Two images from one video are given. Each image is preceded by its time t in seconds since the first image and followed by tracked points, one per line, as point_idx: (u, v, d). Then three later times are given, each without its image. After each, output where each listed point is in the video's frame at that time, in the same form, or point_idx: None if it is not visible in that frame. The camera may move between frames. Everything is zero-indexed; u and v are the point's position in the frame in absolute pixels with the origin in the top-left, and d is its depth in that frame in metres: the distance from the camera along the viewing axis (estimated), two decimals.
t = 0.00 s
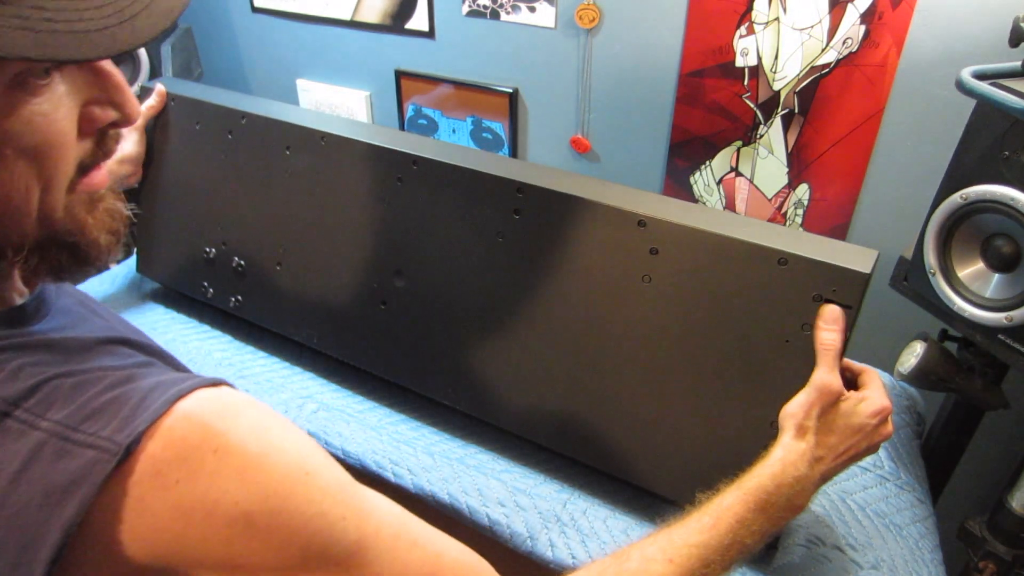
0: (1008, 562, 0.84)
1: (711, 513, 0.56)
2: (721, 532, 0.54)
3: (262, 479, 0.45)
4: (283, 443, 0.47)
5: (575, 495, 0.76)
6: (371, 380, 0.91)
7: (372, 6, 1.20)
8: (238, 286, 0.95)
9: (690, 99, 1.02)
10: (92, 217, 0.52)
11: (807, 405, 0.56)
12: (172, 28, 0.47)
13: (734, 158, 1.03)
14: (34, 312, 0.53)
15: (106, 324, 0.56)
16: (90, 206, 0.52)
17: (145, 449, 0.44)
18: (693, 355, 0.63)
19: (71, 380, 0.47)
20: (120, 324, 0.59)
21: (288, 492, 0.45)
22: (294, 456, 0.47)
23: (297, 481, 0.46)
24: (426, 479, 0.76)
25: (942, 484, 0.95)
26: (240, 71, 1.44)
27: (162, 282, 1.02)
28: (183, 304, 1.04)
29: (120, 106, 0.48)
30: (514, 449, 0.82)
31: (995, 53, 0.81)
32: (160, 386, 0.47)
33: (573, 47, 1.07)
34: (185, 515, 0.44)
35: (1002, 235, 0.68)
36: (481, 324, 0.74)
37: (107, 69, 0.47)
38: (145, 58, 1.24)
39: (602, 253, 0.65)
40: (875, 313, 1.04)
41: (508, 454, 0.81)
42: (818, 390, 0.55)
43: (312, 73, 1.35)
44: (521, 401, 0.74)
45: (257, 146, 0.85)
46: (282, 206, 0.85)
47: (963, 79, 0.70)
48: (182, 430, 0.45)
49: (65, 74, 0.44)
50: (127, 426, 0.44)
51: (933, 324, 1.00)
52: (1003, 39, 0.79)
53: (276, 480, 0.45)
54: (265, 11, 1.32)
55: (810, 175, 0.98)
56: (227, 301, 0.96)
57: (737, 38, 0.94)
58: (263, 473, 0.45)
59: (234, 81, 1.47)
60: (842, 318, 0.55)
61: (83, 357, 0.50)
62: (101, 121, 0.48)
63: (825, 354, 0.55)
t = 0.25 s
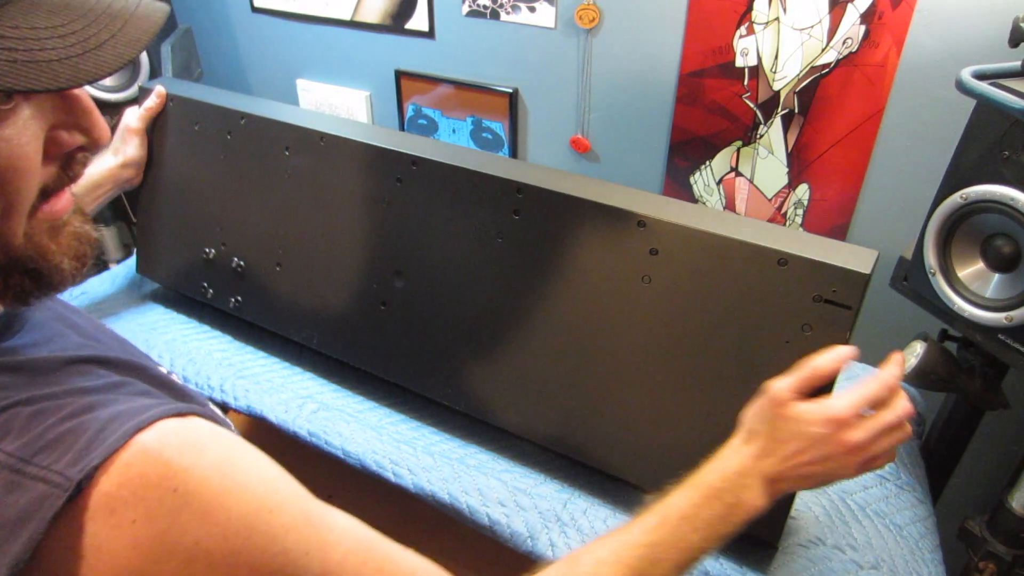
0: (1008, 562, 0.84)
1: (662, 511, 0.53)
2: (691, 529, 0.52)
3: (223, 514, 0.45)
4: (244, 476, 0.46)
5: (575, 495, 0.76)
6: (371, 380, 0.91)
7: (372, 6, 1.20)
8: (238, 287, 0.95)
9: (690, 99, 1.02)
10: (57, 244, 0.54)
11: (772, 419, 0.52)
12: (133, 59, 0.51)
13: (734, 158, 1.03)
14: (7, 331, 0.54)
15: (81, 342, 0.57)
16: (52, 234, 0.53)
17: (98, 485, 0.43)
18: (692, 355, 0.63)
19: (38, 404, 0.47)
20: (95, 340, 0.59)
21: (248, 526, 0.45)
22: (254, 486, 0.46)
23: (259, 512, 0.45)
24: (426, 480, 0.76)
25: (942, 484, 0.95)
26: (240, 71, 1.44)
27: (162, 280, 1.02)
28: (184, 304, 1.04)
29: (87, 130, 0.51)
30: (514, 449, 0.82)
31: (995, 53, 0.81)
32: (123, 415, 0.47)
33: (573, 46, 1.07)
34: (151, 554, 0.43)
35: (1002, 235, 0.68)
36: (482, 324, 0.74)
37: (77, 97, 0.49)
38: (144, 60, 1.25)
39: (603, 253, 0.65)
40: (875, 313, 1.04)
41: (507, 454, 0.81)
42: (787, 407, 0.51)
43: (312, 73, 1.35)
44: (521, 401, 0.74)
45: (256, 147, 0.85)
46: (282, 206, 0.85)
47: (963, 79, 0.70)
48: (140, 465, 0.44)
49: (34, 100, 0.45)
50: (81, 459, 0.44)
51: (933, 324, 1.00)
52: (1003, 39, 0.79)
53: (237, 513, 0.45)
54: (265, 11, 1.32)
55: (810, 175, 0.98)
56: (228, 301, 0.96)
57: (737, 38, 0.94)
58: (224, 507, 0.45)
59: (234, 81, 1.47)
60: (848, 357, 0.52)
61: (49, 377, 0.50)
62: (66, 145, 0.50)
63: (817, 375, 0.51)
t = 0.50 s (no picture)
0: (1007, 562, 0.84)
1: (614, 484, 0.59)
2: (634, 504, 0.58)
3: (191, 535, 0.45)
4: (211, 495, 0.47)
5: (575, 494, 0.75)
6: (371, 380, 0.91)
7: (372, 6, 1.20)
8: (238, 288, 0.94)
9: (690, 99, 1.02)
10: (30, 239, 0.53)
11: (721, 394, 0.56)
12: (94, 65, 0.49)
13: (734, 158, 1.03)
14: None
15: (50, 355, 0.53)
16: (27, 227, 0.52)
17: (61, 511, 0.42)
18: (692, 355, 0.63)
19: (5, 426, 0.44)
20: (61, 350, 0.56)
21: (218, 545, 0.46)
22: (221, 505, 0.47)
23: (227, 531, 0.47)
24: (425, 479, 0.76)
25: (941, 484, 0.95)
26: (240, 71, 1.44)
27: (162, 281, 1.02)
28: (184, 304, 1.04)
29: (53, 137, 0.52)
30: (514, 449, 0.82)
31: (995, 53, 0.81)
32: (85, 439, 0.45)
33: (573, 46, 1.07)
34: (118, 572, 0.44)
35: (1002, 235, 0.68)
36: (480, 324, 0.74)
37: (42, 104, 0.50)
38: (144, 59, 1.24)
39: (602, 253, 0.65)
40: (875, 313, 1.04)
41: (507, 454, 0.81)
42: (740, 388, 0.56)
43: (312, 73, 1.35)
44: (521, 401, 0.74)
45: (255, 147, 0.85)
46: (281, 206, 0.85)
47: (963, 79, 0.70)
48: (106, 490, 0.43)
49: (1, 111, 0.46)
50: (41, 489, 0.42)
51: (933, 324, 1.00)
52: (1003, 39, 0.79)
53: (207, 534, 0.46)
54: (265, 11, 1.32)
55: (810, 175, 0.98)
56: (227, 302, 0.96)
57: (737, 38, 0.94)
58: (192, 528, 0.45)
59: (234, 81, 1.47)
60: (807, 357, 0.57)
61: (18, 398, 0.47)
62: (33, 152, 0.51)
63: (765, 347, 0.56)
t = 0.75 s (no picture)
0: (1008, 562, 0.84)
1: (540, 474, 0.54)
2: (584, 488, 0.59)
3: (153, 542, 0.44)
4: (177, 502, 0.46)
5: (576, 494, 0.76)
6: (370, 380, 0.91)
7: (372, 6, 1.20)
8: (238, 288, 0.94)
9: (690, 99, 1.02)
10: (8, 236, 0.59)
11: (634, 362, 0.54)
12: (47, 51, 0.54)
13: (734, 158, 1.03)
14: None
15: (25, 358, 0.53)
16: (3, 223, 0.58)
17: (20, 519, 0.42)
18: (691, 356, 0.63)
19: None
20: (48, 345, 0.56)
21: (182, 554, 0.44)
22: (187, 512, 0.46)
23: (192, 540, 0.45)
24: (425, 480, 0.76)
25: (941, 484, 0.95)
26: (240, 71, 1.44)
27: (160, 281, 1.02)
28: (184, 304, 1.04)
29: (20, 125, 0.56)
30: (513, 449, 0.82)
31: (995, 53, 0.81)
32: (51, 444, 0.44)
33: (573, 46, 1.07)
34: None
35: (1001, 235, 0.68)
36: (480, 325, 0.74)
37: (5, 94, 0.54)
38: (144, 58, 1.24)
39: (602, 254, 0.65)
40: (875, 313, 1.04)
41: (507, 454, 0.81)
42: (650, 353, 0.54)
43: (312, 73, 1.35)
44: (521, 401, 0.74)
45: (255, 148, 0.85)
46: (281, 207, 0.85)
47: (964, 78, 0.70)
48: (66, 498, 0.42)
49: None
50: (2, 495, 0.42)
51: (932, 324, 1.00)
52: (1003, 39, 0.80)
53: (169, 542, 0.44)
54: (265, 11, 1.32)
55: (810, 175, 0.98)
56: (227, 302, 0.96)
57: (737, 38, 0.94)
58: (156, 537, 0.44)
59: (234, 80, 1.47)
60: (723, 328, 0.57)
61: None
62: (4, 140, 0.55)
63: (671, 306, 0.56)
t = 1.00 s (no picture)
0: (1008, 562, 0.84)
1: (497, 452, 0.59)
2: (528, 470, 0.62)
3: (130, 533, 0.45)
4: (152, 496, 0.46)
5: (576, 494, 0.76)
6: (371, 381, 0.91)
7: (372, 6, 1.20)
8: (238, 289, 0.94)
9: (690, 99, 1.02)
10: None
11: (582, 349, 0.62)
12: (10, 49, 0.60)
13: (734, 158, 1.03)
14: None
15: (2, 358, 0.52)
16: None
17: None
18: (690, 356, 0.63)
19: None
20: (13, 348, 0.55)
21: (159, 546, 0.46)
22: (162, 504, 0.47)
23: (169, 532, 0.46)
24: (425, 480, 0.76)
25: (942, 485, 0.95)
26: (240, 71, 1.44)
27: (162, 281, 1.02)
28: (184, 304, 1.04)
29: None
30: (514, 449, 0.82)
31: (995, 53, 0.81)
32: (25, 442, 0.43)
33: (573, 46, 1.07)
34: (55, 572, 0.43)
35: (1001, 235, 0.68)
36: (480, 326, 0.74)
37: None
38: (144, 57, 1.23)
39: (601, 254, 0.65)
40: (875, 313, 1.04)
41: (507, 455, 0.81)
42: (594, 339, 0.62)
43: (312, 73, 1.35)
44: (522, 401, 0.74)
45: (254, 148, 0.85)
46: (280, 207, 0.85)
47: (963, 79, 0.70)
48: (40, 494, 0.42)
49: None
50: None
51: (932, 324, 1.00)
52: (1003, 39, 0.80)
53: (148, 536, 0.45)
54: (265, 12, 1.32)
55: (810, 175, 0.98)
56: (227, 302, 0.96)
57: (737, 38, 0.94)
58: (131, 528, 0.45)
59: (234, 80, 1.47)
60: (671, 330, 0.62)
61: None
62: None
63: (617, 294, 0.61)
